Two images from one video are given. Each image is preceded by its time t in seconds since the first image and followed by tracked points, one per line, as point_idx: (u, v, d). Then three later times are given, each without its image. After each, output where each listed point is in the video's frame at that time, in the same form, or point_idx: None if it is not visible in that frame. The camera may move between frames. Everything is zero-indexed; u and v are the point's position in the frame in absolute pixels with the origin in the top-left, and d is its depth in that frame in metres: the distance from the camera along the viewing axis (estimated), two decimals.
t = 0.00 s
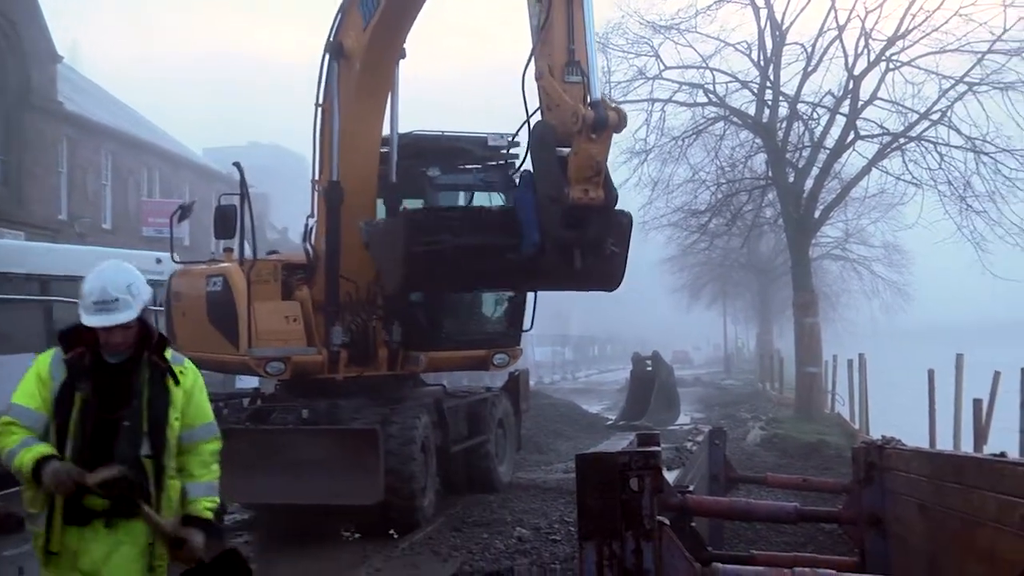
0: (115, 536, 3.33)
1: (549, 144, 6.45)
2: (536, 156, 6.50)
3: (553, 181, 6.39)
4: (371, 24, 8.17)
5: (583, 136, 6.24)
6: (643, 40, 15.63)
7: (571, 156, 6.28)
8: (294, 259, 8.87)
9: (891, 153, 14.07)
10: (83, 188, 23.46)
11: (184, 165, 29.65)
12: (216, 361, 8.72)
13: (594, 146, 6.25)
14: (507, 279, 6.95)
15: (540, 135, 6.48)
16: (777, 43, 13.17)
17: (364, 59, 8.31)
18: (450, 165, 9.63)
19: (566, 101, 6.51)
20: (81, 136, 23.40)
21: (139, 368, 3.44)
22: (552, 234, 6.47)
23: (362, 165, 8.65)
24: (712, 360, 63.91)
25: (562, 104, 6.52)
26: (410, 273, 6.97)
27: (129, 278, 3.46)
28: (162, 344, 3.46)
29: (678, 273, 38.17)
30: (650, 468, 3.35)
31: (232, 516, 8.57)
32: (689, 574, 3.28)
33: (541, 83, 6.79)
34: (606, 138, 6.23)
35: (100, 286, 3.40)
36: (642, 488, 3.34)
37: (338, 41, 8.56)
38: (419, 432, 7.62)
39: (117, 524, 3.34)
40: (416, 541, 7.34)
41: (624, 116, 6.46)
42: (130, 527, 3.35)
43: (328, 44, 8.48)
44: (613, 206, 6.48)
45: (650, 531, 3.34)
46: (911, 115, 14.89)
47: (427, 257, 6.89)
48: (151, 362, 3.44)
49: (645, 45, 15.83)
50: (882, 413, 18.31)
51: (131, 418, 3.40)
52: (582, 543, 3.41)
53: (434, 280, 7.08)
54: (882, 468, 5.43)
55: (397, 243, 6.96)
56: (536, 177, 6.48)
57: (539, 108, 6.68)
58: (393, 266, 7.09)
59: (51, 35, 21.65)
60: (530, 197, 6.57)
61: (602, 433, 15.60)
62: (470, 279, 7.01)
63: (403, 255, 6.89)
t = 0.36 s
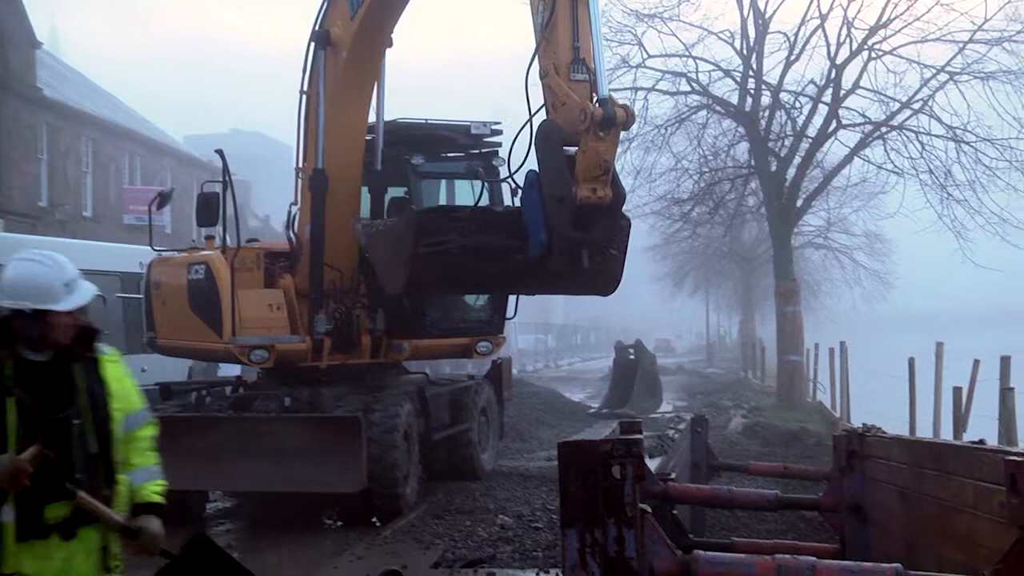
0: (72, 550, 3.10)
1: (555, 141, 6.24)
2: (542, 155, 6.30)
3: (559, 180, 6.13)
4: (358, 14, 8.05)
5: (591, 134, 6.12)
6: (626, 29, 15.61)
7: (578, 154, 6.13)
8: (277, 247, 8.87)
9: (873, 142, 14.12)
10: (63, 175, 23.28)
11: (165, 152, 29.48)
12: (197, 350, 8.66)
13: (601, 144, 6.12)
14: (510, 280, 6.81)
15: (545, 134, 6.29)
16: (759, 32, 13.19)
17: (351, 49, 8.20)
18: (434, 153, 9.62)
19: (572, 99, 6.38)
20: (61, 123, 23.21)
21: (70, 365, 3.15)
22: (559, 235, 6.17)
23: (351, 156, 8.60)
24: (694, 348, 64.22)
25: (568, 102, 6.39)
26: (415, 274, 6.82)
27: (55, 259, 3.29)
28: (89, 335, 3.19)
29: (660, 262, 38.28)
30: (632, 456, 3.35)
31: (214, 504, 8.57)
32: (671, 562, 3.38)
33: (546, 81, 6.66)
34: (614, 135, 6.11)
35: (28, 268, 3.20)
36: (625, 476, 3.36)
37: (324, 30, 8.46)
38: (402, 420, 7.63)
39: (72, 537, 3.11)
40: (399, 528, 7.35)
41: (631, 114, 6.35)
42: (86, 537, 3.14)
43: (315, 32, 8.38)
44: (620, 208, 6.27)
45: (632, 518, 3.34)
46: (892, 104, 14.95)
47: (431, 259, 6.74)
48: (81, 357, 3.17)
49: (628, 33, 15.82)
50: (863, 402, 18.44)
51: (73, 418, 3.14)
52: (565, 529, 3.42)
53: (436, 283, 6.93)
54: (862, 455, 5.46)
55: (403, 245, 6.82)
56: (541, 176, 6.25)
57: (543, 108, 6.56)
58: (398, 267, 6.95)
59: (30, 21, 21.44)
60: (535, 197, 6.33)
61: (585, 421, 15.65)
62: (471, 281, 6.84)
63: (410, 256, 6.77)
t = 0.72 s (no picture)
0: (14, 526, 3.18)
1: (568, 139, 5.68)
2: (552, 156, 5.73)
3: (572, 182, 5.52)
4: (350, 7, 7.87)
5: (605, 135, 5.61)
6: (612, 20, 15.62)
7: (593, 155, 5.58)
8: (263, 238, 8.85)
9: (858, 134, 14.15)
10: (45, 165, 23.16)
11: (148, 143, 29.32)
12: (181, 342, 8.64)
13: (616, 145, 5.60)
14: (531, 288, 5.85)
15: (557, 134, 5.74)
16: (745, 24, 13.19)
17: (342, 43, 8.01)
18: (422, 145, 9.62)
19: (584, 100, 5.94)
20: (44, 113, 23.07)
21: (10, 340, 3.32)
22: (574, 237, 5.52)
23: (337, 153, 8.43)
24: (679, 340, 64.44)
25: (581, 103, 5.94)
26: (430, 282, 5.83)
27: None
28: (19, 311, 3.36)
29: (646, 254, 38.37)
30: (617, 447, 3.30)
31: (198, 496, 8.56)
32: (656, 554, 3.35)
33: (556, 83, 6.24)
34: (629, 134, 5.63)
35: None
36: (609, 468, 3.30)
37: (316, 22, 8.27)
38: (387, 413, 7.62)
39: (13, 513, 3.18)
40: (384, 520, 7.35)
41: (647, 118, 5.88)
42: (25, 524, 3.20)
43: (304, 24, 8.17)
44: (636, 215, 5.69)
45: (617, 510, 3.29)
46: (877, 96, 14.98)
47: (441, 262, 5.80)
48: (14, 333, 3.35)
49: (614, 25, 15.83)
50: (847, 393, 18.52)
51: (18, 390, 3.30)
52: (548, 520, 3.36)
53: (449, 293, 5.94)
54: (847, 448, 5.48)
55: (415, 248, 5.89)
56: (552, 176, 5.67)
57: (554, 110, 6.13)
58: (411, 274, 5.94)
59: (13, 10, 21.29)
60: (548, 202, 5.67)
61: (568, 413, 15.69)
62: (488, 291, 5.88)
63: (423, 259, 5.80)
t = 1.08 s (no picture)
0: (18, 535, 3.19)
1: (588, 134, 5.09)
2: (570, 154, 5.13)
3: (590, 177, 4.94)
4: None
5: (626, 127, 5.04)
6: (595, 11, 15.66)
7: (613, 148, 5.00)
8: (246, 228, 8.84)
9: (840, 125, 14.19)
10: (26, 155, 23.08)
11: (131, 133, 29.24)
12: (164, 331, 8.58)
13: (638, 137, 5.01)
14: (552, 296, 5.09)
15: (576, 131, 5.16)
16: (729, 15, 13.20)
17: (332, 35, 7.90)
18: (407, 135, 9.61)
19: (603, 92, 5.35)
20: (25, 101, 22.97)
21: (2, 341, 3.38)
22: (600, 233, 4.88)
23: (323, 149, 8.37)
24: (663, 330, 64.74)
25: (598, 97, 5.36)
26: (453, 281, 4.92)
27: None
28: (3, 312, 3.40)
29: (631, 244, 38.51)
30: (600, 437, 3.09)
31: (181, 486, 8.56)
32: (638, 545, 3.13)
33: (571, 79, 5.71)
34: (651, 125, 5.03)
35: None
36: (593, 457, 3.10)
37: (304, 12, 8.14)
38: (370, 403, 7.61)
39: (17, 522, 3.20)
40: (368, 510, 7.35)
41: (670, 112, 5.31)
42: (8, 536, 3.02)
43: (293, 14, 8.04)
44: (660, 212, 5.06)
45: (600, 500, 3.09)
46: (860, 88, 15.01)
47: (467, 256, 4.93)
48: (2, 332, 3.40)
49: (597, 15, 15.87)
50: (830, 383, 18.63)
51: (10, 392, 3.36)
52: (530, 510, 3.16)
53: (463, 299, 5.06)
54: (829, 437, 5.50)
55: (436, 241, 5.00)
56: (573, 172, 5.05)
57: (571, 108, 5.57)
58: (429, 271, 5.01)
59: None
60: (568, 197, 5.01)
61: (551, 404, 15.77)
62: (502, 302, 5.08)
63: (446, 254, 4.92)
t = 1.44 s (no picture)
0: None
1: (619, 121, 5.15)
2: (598, 142, 5.19)
3: (623, 163, 5.01)
4: None
5: (657, 113, 5.13)
6: None
7: (645, 135, 5.10)
8: (230, 214, 8.81)
9: (823, 112, 14.22)
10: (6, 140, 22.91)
11: (113, 118, 29.05)
12: (144, 317, 8.47)
13: (670, 124, 5.12)
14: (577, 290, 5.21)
15: (606, 117, 5.22)
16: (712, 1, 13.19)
17: (323, 22, 7.84)
18: (392, 121, 9.56)
19: (632, 79, 5.40)
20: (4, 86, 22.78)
21: None
22: (635, 222, 4.96)
23: (310, 135, 8.35)
24: (647, 317, 64.91)
25: (627, 83, 5.41)
26: (491, 265, 5.08)
27: None
28: None
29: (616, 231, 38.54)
30: (583, 423, 3.05)
31: (164, 472, 8.56)
32: (621, 531, 3.07)
33: (597, 68, 5.73)
34: (683, 112, 5.14)
35: None
36: (575, 444, 3.04)
37: None
38: (353, 390, 7.62)
39: None
40: (350, 496, 7.36)
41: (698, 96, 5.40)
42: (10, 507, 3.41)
43: None
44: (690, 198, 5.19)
45: (583, 487, 3.03)
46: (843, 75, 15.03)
47: (509, 242, 5.11)
48: None
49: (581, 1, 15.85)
50: (812, 369, 18.73)
51: None
52: (513, 497, 3.09)
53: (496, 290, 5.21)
54: (810, 424, 5.53)
55: (475, 226, 5.15)
56: (601, 161, 5.12)
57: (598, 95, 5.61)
58: (469, 255, 5.13)
59: None
60: (599, 187, 5.12)
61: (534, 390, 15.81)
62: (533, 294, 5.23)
63: (488, 237, 5.10)
